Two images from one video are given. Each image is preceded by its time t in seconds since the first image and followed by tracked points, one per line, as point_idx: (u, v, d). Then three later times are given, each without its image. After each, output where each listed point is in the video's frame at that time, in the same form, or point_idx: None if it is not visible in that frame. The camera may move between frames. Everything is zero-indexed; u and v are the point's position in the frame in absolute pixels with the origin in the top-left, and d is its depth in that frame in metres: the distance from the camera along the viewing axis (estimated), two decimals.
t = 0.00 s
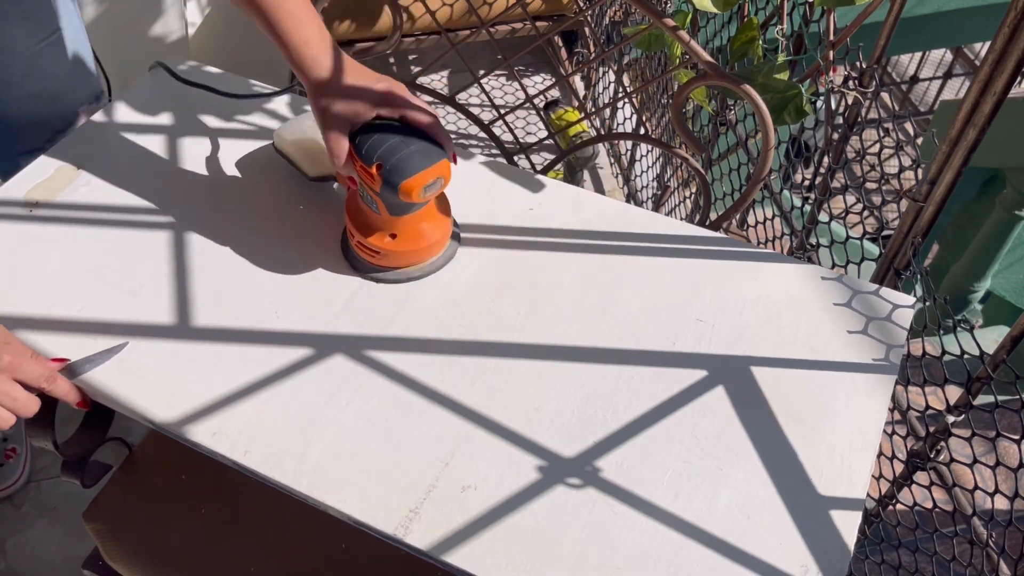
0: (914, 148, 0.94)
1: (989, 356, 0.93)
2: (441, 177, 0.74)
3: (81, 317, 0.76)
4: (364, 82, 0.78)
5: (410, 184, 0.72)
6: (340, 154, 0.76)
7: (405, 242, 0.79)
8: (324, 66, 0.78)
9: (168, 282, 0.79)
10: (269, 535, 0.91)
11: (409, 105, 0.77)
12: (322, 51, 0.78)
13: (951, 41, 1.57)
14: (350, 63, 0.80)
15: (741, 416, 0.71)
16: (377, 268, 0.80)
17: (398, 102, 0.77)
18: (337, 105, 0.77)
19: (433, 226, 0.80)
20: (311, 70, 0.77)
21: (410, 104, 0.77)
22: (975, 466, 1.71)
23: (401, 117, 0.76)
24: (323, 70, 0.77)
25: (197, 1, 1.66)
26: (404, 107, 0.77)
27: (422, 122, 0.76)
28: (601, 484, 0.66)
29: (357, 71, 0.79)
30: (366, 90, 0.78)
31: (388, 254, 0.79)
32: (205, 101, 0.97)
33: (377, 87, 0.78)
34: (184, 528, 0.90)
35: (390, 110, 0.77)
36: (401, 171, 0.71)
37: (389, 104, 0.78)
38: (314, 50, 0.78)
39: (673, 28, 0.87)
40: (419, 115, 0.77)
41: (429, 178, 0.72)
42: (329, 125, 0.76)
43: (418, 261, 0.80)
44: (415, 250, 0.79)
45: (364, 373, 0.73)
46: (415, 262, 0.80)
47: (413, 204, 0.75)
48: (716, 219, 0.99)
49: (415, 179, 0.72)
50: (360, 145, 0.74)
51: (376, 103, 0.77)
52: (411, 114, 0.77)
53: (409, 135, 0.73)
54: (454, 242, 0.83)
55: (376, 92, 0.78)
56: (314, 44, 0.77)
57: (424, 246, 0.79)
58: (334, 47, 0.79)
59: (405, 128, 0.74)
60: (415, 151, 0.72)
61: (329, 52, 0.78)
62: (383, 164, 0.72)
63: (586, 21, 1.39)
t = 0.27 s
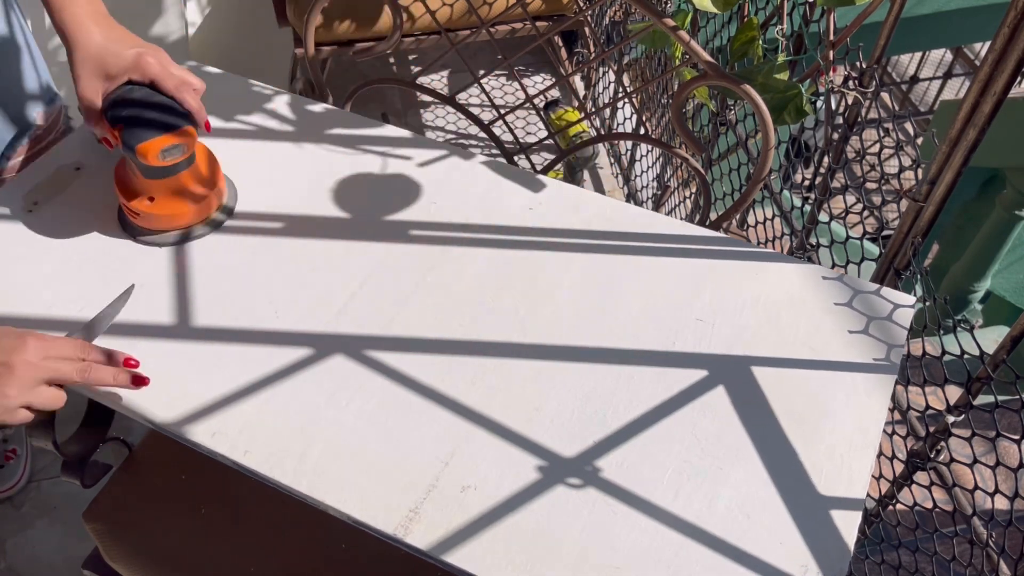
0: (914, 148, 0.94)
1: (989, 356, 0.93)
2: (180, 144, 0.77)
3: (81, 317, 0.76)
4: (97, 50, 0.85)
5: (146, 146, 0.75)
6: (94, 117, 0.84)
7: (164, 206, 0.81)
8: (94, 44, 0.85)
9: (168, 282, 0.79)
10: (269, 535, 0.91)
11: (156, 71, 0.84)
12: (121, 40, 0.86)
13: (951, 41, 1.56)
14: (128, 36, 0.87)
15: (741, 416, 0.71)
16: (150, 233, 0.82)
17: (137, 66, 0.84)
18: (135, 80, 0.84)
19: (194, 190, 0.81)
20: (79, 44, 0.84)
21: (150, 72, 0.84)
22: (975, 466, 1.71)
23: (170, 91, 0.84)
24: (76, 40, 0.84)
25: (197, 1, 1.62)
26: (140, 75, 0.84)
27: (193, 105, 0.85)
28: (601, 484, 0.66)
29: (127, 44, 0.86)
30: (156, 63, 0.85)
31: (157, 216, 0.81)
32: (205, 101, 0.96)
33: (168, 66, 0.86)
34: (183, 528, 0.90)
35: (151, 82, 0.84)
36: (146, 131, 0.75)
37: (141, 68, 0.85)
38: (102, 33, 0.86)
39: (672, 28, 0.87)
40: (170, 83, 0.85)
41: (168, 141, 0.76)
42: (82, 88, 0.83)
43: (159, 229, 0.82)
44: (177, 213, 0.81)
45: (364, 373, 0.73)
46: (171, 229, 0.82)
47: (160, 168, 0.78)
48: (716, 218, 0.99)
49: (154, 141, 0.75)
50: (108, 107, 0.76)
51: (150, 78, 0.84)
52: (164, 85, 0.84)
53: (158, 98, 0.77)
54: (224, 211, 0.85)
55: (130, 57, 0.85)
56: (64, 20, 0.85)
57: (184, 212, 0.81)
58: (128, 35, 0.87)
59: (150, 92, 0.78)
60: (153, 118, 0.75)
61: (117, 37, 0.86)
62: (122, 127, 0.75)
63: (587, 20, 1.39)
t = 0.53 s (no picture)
0: (914, 148, 0.94)
1: (989, 356, 0.93)
2: (209, 120, 0.74)
3: (80, 318, 0.76)
4: (108, 34, 0.80)
5: (175, 125, 0.73)
6: (118, 99, 0.79)
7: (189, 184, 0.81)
8: (107, 31, 0.81)
9: (168, 282, 0.79)
10: (269, 535, 0.91)
11: (174, 49, 0.81)
12: (126, 24, 0.82)
13: (951, 41, 1.56)
14: (128, 20, 0.83)
15: (741, 416, 0.71)
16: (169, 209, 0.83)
17: (156, 47, 0.80)
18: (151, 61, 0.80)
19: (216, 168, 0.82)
20: (91, 32, 0.81)
21: (159, 50, 0.80)
22: (975, 466, 1.71)
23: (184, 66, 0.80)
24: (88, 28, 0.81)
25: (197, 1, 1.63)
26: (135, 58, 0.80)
27: (191, 63, 0.81)
28: (601, 484, 0.66)
29: (141, 28, 0.82)
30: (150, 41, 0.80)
31: (180, 195, 0.82)
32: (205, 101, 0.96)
33: (161, 41, 0.81)
34: (183, 528, 0.90)
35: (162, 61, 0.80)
36: (174, 108, 0.72)
37: (159, 49, 0.80)
38: (108, 18, 0.81)
39: (672, 28, 0.87)
40: (190, 62, 0.81)
41: (195, 117, 0.73)
42: (102, 74, 0.79)
43: (186, 206, 0.83)
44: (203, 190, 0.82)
45: (364, 374, 0.73)
46: (187, 205, 0.83)
47: (187, 145, 0.76)
48: (716, 219, 0.99)
49: (182, 121, 0.73)
50: (129, 89, 0.74)
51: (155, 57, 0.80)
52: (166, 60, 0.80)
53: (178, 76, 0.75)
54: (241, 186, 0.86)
55: (147, 39, 0.80)
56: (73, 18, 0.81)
57: (204, 190, 0.82)
58: (131, 20, 0.83)
59: (172, 70, 0.76)
60: (181, 94, 0.73)
61: (122, 21, 0.82)
62: (151, 105, 0.72)
63: (587, 20, 1.39)
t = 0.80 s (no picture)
0: (914, 148, 0.94)
1: (989, 356, 0.93)
2: (405, 155, 0.74)
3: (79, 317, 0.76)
4: (303, 65, 0.79)
5: (375, 161, 0.73)
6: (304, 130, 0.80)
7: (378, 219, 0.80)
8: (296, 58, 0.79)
9: (168, 282, 0.79)
10: (269, 535, 0.91)
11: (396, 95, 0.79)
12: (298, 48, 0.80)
13: (951, 41, 1.56)
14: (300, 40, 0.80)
15: (742, 415, 0.71)
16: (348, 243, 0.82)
17: (353, 79, 0.78)
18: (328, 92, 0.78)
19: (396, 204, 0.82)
20: (284, 62, 0.79)
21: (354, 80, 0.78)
22: (975, 466, 1.71)
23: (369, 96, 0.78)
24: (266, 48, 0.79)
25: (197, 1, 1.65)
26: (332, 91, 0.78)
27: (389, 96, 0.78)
28: (601, 484, 0.66)
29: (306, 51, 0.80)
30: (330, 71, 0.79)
31: (362, 230, 0.81)
32: (206, 101, 0.96)
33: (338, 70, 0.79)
34: (183, 528, 0.90)
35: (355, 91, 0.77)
36: (367, 148, 0.72)
37: (353, 81, 0.79)
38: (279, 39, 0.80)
39: (673, 28, 0.87)
40: (387, 94, 0.78)
41: (394, 154, 0.73)
42: (298, 107, 0.79)
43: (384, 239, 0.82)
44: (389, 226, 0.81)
45: (364, 374, 0.73)
46: (376, 240, 0.82)
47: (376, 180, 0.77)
48: (716, 218, 0.99)
49: (381, 156, 0.72)
50: (322, 122, 0.75)
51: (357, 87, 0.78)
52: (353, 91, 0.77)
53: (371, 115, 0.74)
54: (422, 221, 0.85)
55: (344, 73, 0.79)
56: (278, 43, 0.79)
57: (388, 225, 0.81)
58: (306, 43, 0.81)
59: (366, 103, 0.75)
60: (377, 130, 0.73)
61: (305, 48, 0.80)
62: (349, 142, 0.73)
63: (586, 21, 1.39)
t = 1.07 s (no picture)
0: (914, 148, 0.94)
1: (989, 356, 0.93)
2: (473, 240, 0.70)
3: (79, 317, 0.76)
4: (389, 121, 0.72)
5: (438, 241, 0.68)
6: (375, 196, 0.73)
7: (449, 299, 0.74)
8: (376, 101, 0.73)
9: (168, 282, 0.79)
10: (269, 535, 0.91)
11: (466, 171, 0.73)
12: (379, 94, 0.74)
13: (951, 41, 1.56)
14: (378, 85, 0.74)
15: (741, 415, 0.71)
16: (415, 318, 0.76)
17: (421, 140, 0.72)
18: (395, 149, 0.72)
19: (467, 285, 0.75)
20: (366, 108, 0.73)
21: (418, 142, 0.72)
22: (975, 466, 1.71)
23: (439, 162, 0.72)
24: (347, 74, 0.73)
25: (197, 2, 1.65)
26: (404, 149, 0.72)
27: (466, 167, 0.73)
28: (601, 484, 0.66)
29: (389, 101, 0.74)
30: (405, 122, 0.73)
31: (431, 308, 0.74)
32: (205, 101, 0.96)
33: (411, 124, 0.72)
34: (183, 528, 0.90)
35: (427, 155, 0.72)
36: (434, 226, 0.67)
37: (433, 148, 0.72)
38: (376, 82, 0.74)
39: (673, 28, 0.87)
40: (465, 169, 0.73)
41: (462, 237, 0.68)
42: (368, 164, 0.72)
43: (452, 315, 0.76)
44: (461, 305, 0.75)
45: (364, 374, 0.73)
46: (444, 316, 0.76)
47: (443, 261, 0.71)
48: (716, 218, 0.99)
49: (446, 239, 0.68)
50: (395, 192, 0.70)
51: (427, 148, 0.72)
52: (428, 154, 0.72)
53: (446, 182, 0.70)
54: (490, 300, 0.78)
55: (423, 138, 0.72)
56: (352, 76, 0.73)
57: (456, 304, 0.74)
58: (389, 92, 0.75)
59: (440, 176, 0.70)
60: (448, 209, 0.68)
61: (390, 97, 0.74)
62: (415, 216, 0.68)
63: (586, 20, 1.39)
